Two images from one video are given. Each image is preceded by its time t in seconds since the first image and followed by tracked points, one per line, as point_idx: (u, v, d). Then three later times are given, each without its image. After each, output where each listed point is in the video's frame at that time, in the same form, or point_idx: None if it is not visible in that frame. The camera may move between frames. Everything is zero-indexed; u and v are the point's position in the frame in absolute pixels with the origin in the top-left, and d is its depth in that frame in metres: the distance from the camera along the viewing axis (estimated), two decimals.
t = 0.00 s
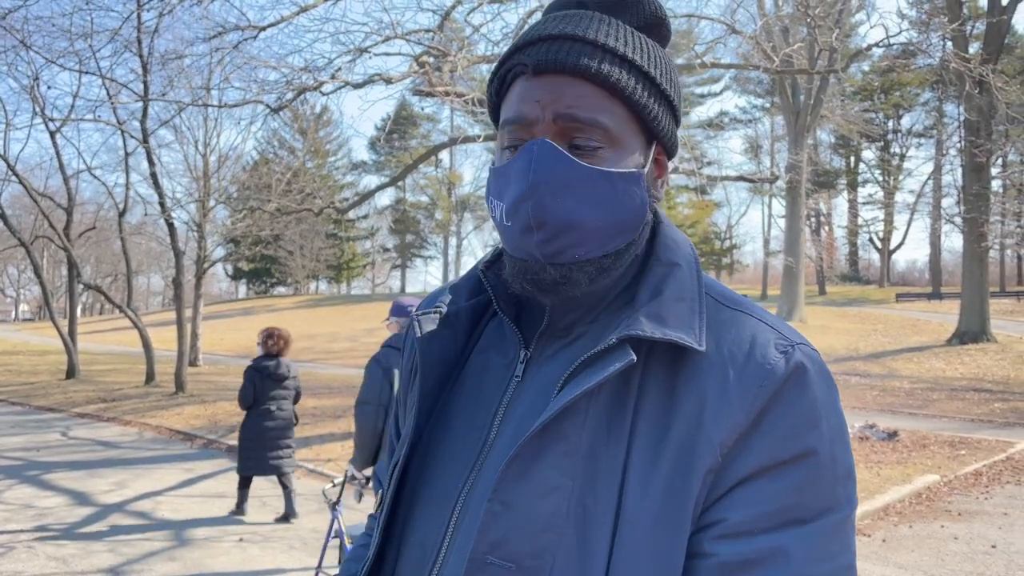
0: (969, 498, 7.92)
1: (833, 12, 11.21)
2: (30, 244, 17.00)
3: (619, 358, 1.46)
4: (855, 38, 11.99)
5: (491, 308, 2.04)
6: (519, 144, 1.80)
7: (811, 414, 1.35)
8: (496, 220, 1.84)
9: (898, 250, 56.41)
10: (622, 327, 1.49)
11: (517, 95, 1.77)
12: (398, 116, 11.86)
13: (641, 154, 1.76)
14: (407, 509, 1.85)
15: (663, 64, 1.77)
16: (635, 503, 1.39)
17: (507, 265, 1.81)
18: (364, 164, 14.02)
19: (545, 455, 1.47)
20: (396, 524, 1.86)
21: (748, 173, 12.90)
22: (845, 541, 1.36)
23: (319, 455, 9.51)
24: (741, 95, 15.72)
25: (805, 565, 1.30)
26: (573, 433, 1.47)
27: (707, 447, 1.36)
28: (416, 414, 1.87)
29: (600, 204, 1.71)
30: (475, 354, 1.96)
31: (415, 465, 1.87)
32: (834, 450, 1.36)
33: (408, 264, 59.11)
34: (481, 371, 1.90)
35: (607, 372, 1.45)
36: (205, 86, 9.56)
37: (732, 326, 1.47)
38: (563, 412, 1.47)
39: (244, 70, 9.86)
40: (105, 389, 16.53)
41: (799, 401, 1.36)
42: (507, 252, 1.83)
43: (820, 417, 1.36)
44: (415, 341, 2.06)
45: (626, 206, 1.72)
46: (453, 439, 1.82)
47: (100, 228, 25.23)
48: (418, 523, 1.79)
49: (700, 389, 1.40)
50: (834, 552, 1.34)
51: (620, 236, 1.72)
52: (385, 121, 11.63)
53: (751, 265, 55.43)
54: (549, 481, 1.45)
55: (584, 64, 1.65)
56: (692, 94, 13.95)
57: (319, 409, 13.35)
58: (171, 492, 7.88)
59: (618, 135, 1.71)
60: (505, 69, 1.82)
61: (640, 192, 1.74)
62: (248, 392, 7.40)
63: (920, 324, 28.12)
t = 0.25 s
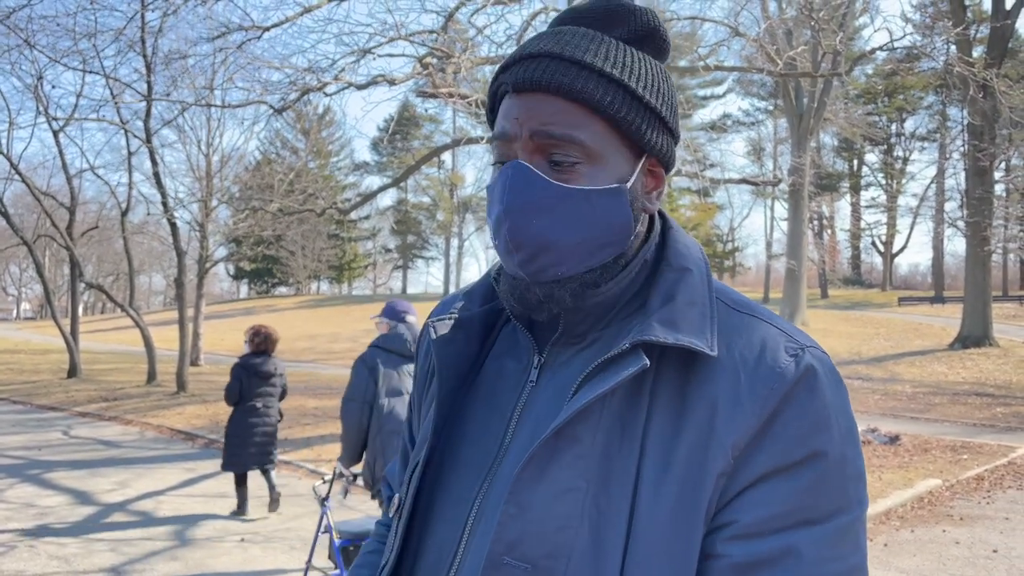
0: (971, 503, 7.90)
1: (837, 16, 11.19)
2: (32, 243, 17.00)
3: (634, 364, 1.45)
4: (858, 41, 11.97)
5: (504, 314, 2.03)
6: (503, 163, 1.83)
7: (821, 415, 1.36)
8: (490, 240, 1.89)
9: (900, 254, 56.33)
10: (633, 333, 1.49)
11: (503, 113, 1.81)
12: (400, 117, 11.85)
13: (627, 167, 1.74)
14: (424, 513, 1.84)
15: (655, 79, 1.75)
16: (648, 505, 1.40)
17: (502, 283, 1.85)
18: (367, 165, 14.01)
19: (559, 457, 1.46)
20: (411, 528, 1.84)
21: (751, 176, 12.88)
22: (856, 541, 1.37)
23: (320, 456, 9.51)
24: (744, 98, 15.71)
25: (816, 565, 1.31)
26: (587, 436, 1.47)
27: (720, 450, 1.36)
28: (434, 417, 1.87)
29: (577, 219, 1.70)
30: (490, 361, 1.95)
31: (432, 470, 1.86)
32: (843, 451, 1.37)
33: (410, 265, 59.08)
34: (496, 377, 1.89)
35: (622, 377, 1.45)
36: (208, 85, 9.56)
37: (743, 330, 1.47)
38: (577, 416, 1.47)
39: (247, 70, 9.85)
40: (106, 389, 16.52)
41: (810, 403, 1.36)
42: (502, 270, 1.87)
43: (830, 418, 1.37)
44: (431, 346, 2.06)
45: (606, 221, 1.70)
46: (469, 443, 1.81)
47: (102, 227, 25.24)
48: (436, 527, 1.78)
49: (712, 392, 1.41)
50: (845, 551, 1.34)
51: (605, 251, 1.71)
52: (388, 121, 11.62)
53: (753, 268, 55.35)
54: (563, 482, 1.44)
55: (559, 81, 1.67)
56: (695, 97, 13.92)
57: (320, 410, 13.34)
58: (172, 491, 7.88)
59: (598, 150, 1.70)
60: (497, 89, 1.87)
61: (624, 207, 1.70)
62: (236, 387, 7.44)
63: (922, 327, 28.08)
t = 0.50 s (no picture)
0: (972, 506, 7.88)
1: (840, 18, 11.18)
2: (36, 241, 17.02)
3: (639, 362, 1.46)
4: (862, 44, 11.96)
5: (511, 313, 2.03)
6: (499, 193, 1.83)
7: (818, 401, 1.36)
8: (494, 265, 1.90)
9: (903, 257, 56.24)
10: (637, 333, 1.49)
11: (490, 144, 1.80)
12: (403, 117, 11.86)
13: (622, 176, 1.75)
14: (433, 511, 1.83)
15: (634, 84, 1.75)
16: (652, 495, 1.40)
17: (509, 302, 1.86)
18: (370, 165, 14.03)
19: (566, 452, 1.46)
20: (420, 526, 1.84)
21: (754, 178, 12.87)
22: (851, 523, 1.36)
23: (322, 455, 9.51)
24: (748, 99, 15.70)
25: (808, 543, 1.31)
26: (594, 431, 1.47)
27: (720, 437, 1.37)
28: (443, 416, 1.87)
29: (583, 235, 1.72)
30: (497, 361, 1.95)
31: (441, 469, 1.85)
32: (841, 435, 1.37)
33: (413, 266, 59.10)
34: (504, 377, 1.89)
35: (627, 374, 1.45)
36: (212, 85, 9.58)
37: (746, 325, 1.47)
38: (583, 410, 1.47)
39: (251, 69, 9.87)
40: (109, 387, 16.55)
41: (808, 391, 1.37)
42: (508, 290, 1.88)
43: (826, 402, 1.37)
44: (437, 342, 2.07)
45: (612, 233, 1.72)
46: (477, 441, 1.81)
47: (106, 226, 25.29)
48: (445, 523, 1.78)
49: (715, 385, 1.41)
50: (839, 532, 1.33)
51: (612, 263, 1.73)
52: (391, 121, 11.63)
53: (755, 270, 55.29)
54: (569, 475, 1.44)
55: (544, 108, 1.67)
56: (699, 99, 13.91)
57: (322, 409, 13.35)
58: (174, 490, 7.88)
59: (593, 168, 1.71)
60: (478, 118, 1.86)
61: (626, 217, 1.73)
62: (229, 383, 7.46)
63: (925, 331, 28.02)
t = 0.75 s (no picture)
0: (973, 508, 7.87)
1: (844, 19, 11.18)
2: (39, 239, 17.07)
3: (631, 357, 1.47)
4: (866, 45, 11.96)
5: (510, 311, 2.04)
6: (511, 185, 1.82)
7: (808, 394, 1.36)
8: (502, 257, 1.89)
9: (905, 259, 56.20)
10: (633, 331, 1.50)
11: (501, 135, 1.79)
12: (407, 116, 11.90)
13: (630, 172, 1.77)
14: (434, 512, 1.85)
15: (642, 80, 1.77)
16: (645, 490, 1.41)
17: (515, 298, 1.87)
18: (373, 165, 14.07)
19: (559, 449, 1.48)
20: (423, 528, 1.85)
21: (757, 179, 12.88)
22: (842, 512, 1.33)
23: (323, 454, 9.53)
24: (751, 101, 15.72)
25: (793, 524, 1.27)
26: (588, 430, 1.49)
27: (710, 429, 1.37)
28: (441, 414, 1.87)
29: (595, 231, 1.74)
30: (497, 358, 1.97)
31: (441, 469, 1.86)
32: (830, 427, 1.35)
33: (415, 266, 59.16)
34: (503, 374, 1.91)
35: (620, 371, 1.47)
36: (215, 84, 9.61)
37: (740, 322, 1.48)
38: (576, 408, 1.49)
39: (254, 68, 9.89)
40: (111, 385, 16.59)
41: (798, 384, 1.37)
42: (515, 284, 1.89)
43: (816, 393, 1.36)
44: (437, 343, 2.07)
45: (621, 228, 1.75)
46: (476, 438, 1.83)
47: (109, 224, 25.32)
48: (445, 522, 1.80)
49: (708, 381, 1.42)
50: (825, 517, 1.30)
51: (622, 256, 1.75)
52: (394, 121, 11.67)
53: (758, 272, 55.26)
54: (564, 471, 1.46)
55: (560, 99, 1.66)
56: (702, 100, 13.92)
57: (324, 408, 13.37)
58: (175, 488, 7.90)
59: (606, 162, 1.73)
60: (488, 109, 1.83)
61: (634, 213, 1.76)
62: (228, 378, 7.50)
63: (927, 333, 28.00)
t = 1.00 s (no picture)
0: (975, 510, 7.86)
1: (847, 20, 11.16)
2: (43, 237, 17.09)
3: (636, 356, 1.47)
4: (868, 46, 11.94)
5: (516, 309, 2.04)
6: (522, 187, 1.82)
7: (813, 395, 1.36)
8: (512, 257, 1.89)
9: (908, 260, 56.11)
10: (639, 329, 1.49)
11: (512, 136, 1.79)
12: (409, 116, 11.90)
13: (641, 173, 1.78)
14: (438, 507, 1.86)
15: (651, 80, 1.77)
16: (647, 489, 1.42)
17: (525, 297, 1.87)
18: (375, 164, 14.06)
19: (562, 447, 1.49)
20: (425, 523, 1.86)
21: (759, 180, 12.86)
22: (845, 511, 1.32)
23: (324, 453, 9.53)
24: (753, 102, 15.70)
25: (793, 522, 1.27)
26: (592, 429, 1.49)
27: (713, 428, 1.37)
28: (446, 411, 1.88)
29: (606, 234, 1.75)
30: (502, 355, 1.97)
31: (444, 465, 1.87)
32: (835, 427, 1.35)
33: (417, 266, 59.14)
34: (509, 372, 1.91)
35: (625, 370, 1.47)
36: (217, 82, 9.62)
37: (745, 323, 1.48)
38: (580, 406, 1.50)
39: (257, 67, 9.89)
40: (113, 383, 16.59)
41: (802, 385, 1.37)
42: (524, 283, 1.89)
43: (820, 394, 1.36)
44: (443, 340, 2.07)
45: (633, 231, 1.76)
46: (480, 435, 1.83)
47: (112, 223, 25.33)
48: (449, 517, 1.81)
49: (712, 381, 1.42)
50: (828, 516, 1.30)
51: (632, 259, 1.76)
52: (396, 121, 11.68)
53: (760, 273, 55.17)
54: (567, 470, 1.47)
55: (574, 100, 1.66)
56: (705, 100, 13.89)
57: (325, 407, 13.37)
58: (177, 486, 7.91)
59: (618, 163, 1.73)
60: (499, 110, 1.83)
61: (645, 215, 1.77)
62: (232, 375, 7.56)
63: (930, 335, 27.93)
